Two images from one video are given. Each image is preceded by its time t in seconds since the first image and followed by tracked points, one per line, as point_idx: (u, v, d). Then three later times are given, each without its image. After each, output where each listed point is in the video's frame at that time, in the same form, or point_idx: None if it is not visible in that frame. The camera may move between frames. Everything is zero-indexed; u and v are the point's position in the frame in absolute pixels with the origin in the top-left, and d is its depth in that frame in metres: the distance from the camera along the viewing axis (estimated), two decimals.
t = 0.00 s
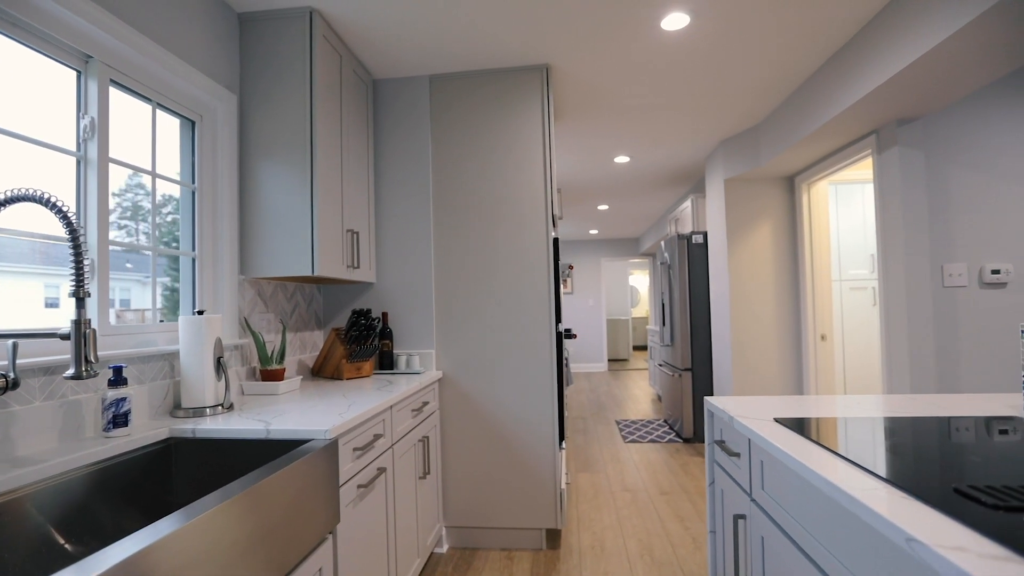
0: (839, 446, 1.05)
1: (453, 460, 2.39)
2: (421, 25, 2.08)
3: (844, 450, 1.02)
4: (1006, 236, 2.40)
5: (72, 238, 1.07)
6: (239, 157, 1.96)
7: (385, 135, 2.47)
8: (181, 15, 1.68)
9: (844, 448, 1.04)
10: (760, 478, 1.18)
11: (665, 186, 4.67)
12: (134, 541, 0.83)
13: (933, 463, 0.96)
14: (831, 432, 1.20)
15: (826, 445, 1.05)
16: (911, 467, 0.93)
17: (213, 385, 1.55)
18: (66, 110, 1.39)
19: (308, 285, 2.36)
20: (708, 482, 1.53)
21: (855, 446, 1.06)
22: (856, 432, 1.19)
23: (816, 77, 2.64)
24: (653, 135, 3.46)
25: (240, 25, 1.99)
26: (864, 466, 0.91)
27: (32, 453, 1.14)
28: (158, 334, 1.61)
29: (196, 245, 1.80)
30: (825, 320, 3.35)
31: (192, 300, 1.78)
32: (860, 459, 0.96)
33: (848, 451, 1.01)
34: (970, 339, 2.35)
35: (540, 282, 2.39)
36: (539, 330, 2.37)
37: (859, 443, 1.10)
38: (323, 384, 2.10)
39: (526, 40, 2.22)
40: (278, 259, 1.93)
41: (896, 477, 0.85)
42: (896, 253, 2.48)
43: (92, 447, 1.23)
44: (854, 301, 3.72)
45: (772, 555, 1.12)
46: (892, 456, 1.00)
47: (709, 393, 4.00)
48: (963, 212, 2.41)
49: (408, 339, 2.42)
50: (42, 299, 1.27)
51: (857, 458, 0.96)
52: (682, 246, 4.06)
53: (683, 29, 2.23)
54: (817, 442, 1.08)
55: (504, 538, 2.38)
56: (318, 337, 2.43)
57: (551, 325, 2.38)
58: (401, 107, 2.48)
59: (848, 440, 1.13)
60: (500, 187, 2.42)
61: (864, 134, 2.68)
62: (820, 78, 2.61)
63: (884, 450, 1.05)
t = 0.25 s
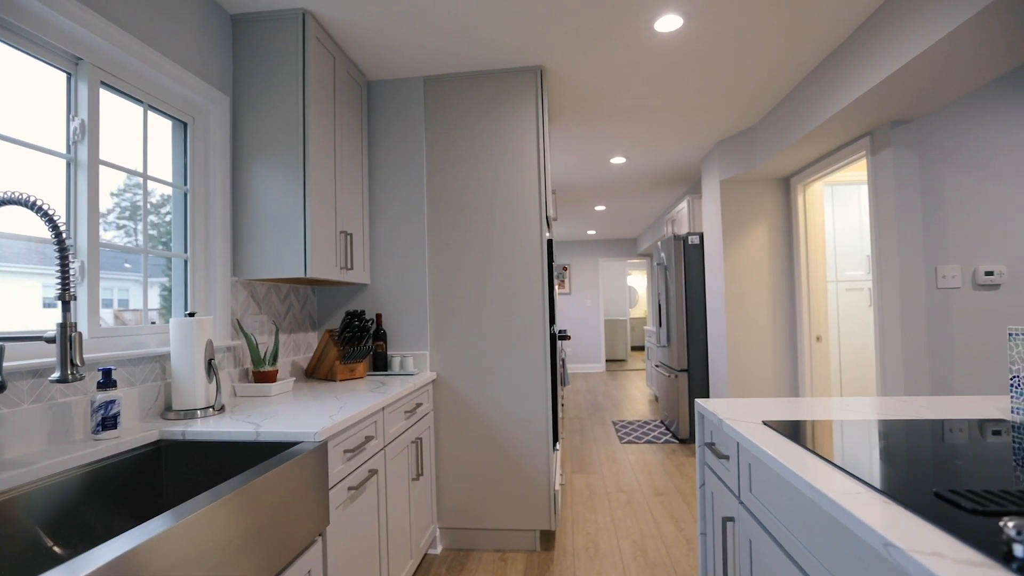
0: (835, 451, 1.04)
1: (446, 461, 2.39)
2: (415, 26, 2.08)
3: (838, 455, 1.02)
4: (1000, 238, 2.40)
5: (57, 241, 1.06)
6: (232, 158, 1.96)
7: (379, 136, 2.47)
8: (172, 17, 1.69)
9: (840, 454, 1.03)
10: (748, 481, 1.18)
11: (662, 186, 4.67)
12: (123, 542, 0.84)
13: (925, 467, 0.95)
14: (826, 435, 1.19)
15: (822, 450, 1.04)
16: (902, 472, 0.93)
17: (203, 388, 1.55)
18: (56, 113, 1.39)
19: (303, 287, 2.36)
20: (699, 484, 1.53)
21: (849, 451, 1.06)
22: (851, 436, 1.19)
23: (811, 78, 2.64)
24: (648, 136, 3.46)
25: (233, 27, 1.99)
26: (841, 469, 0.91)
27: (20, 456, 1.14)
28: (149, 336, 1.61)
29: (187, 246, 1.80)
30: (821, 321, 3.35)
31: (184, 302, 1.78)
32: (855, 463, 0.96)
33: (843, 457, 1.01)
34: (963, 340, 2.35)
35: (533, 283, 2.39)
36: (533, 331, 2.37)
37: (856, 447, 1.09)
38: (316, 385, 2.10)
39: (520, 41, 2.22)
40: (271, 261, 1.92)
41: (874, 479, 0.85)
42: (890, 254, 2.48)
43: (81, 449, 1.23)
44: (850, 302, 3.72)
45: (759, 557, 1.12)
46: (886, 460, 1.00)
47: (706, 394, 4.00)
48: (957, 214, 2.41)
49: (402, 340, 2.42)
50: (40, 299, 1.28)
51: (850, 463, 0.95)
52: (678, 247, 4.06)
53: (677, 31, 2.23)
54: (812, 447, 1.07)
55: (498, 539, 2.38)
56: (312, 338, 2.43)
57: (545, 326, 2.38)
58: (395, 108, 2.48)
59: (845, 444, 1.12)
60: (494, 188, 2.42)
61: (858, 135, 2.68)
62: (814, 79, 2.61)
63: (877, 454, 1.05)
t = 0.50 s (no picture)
0: (830, 455, 1.04)
1: (440, 463, 2.39)
2: (407, 28, 2.08)
3: (834, 459, 1.02)
4: (993, 239, 2.41)
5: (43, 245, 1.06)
6: (224, 160, 1.96)
7: (373, 137, 2.47)
8: (164, 18, 1.68)
9: (836, 458, 1.03)
10: (736, 483, 1.18)
11: (658, 187, 4.67)
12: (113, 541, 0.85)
13: (915, 471, 0.95)
14: (821, 438, 1.19)
15: (816, 454, 1.04)
16: (894, 475, 0.92)
17: (194, 390, 1.55)
18: (46, 115, 1.39)
19: (296, 288, 2.36)
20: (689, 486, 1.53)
21: (846, 454, 1.05)
22: (847, 438, 1.18)
23: (805, 79, 2.65)
24: (644, 137, 3.46)
25: (226, 29, 1.99)
26: (823, 471, 0.92)
27: (8, 459, 1.14)
28: (140, 338, 1.61)
29: (179, 248, 1.80)
30: (816, 322, 3.36)
31: (176, 304, 1.78)
32: (850, 468, 0.95)
33: (839, 460, 1.00)
34: (957, 341, 2.36)
35: (527, 284, 2.39)
36: (527, 333, 2.37)
37: (851, 450, 1.09)
38: (310, 387, 2.11)
39: (513, 43, 2.23)
40: (264, 263, 1.92)
41: (855, 482, 0.86)
42: (884, 256, 2.48)
43: (69, 451, 1.24)
44: (846, 303, 3.72)
45: (746, 560, 1.12)
46: (880, 463, 1.00)
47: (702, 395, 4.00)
48: (950, 215, 2.41)
49: (395, 342, 2.42)
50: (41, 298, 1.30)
51: (845, 468, 0.95)
52: (675, 247, 4.06)
53: (670, 32, 2.23)
54: (806, 450, 1.07)
55: (492, 541, 2.38)
56: (306, 340, 2.43)
57: (539, 327, 2.38)
58: (389, 109, 2.48)
59: (840, 447, 1.12)
60: (488, 189, 2.42)
61: (852, 136, 2.68)
62: (808, 80, 2.61)
63: (870, 456, 1.05)
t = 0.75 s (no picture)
0: (826, 459, 1.04)
1: (434, 464, 2.39)
2: (400, 29, 2.08)
3: (829, 463, 1.02)
4: (986, 240, 2.41)
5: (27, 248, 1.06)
6: (216, 162, 1.96)
7: (366, 139, 2.47)
8: (156, 20, 1.68)
9: (830, 462, 1.03)
10: (723, 486, 1.18)
11: (654, 188, 4.67)
12: (106, 540, 0.86)
13: (904, 474, 0.95)
14: (817, 441, 1.19)
15: (811, 458, 1.04)
16: (887, 480, 0.92)
17: (184, 392, 1.55)
18: (35, 117, 1.39)
19: (290, 289, 2.36)
20: (679, 488, 1.53)
21: (840, 458, 1.05)
22: (842, 442, 1.18)
23: (799, 80, 2.65)
24: (639, 138, 3.46)
25: (218, 30, 1.99)
26: (815, 475, 0.92)
27: None
28: (131, 340, 1.61)
29: (170, 250, 1.80)
30: (811, 323, 3.36)
31: (167, 306, 1.78)
32: (846, 473, 0.95)
33: (837, 465, 1.00)
34: (949, 342, 2.36)
35: (521, 285, 2.39)
36: (520, 334, 2.38)
37: (846, 453, 1.09)
38: (302, 388, 2.11)
39: (507, 44, 2.23)
40: (256, 264, 1.92)
41: (836, 486, 0.86)
42: (877, 257, 2.49)
43: (57, 454, 1.23)
44: (841, 304, 3.72)
45: (733, 563, 1.12)
46: (875, 467, 1.00)
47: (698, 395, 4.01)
48: (943, 217, 2.42)
49: (389, 343, 2.42)
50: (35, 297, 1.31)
51: (841, 473, 0.95)
52: (670, 248, 4.06)
53: (663, 34, 2.23)
54: (803, 454, 1.07)
55: (485, 542, 2.38)
56: (300, 341, 2.43)
57: (532, 329, 2.38)
58: (383, 110, 2.48)
59: (836, 450, 1.11)
60: (482, 191, 2.42)
61: (846, 137, 2.69)
62: (802, 82, 2.62)
63: (864, 460, 1.05)
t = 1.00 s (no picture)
0: (821, 461, 1.04)
1: (427, 466, 2.39)
2: (392, 31, 2.08)
3: (824, 466, 1.02)
4: (977, 241, 2.42)
5: (11, 253, 1.07)
6: (207, 164, 1.96)
7: (359, 140, 2.47)
8: (146, 21, 1.68)
9: (829, 465, 1.02)
10: (711, 488, 1.18)
11: (650, 188, 4.67)
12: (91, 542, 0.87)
13: (892, 478, 0.95)
14: (812, 444, 1.19)
15: (807, 460, 1.05)
16: (878, 482, 0.92)
17: (174, 395, 1.55)
18: (22, 120, 1.38)
19: (283, 291, 2.36)
20: (669, 490, 1.53)
21: (838, 462, 1.05)
22: (837, 444, 1.18)
23: (792, 82, 2.65)
24: (633, 139, 3.46)
25: (209, 32, 1.99)
26: (809, 479, 0.92)
27: None
28: (121, 342, 1.61)
29: (161, 252, 1.80)
30: (805, 323, 3.36)
31: (157, 308, 1.77)
32: (842, 475, 0.96)
33: (831, 467, 1.01)
34: (940, 343, 2.37)
35: (513, 286, 2.39)
36: (513, 336, 2.38)
37: (841, 456, 1.09)
38: (295, 390, 2.11)
39: (499, 46, 2.23)
40: (247, 266, 1.92)
41: (819, 489, 0.86)
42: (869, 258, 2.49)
43: (43, 458, 1.23)
44: (837, 304, 3.73)
45: (720, 566, 1.12)
46: (867, 470, 1.00)
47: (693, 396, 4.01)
48: (934, 218, 2.42)
49: (382, 344, 2.42)
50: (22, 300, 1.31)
51: (837, 476, 0.95)
52: (665, 249, 4.07)
53: (655, 35, 2.24)
54: (798, 458, 1.08)
55: (478, 543, 2.38)
56: (293, 342, 2.43)
57: (525, 330, 2.38)
58: (376, 112, 2.48)
59: (831, 452, 1.12)
60: (474, 192, 2.42)
61: (839, 138, 2.69)
62: (795, 83, 2.62)
63: (857, 461, 1.05)
